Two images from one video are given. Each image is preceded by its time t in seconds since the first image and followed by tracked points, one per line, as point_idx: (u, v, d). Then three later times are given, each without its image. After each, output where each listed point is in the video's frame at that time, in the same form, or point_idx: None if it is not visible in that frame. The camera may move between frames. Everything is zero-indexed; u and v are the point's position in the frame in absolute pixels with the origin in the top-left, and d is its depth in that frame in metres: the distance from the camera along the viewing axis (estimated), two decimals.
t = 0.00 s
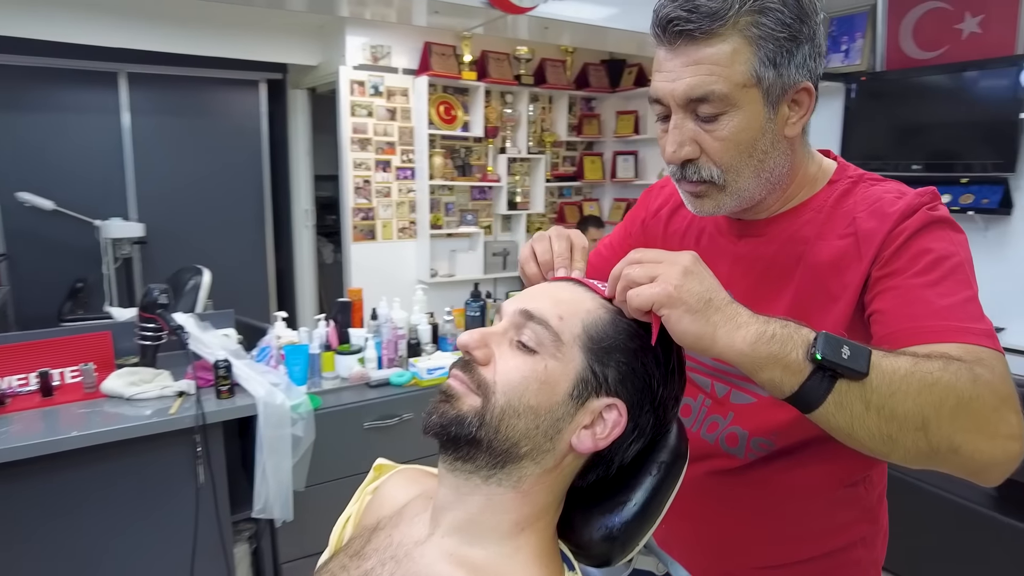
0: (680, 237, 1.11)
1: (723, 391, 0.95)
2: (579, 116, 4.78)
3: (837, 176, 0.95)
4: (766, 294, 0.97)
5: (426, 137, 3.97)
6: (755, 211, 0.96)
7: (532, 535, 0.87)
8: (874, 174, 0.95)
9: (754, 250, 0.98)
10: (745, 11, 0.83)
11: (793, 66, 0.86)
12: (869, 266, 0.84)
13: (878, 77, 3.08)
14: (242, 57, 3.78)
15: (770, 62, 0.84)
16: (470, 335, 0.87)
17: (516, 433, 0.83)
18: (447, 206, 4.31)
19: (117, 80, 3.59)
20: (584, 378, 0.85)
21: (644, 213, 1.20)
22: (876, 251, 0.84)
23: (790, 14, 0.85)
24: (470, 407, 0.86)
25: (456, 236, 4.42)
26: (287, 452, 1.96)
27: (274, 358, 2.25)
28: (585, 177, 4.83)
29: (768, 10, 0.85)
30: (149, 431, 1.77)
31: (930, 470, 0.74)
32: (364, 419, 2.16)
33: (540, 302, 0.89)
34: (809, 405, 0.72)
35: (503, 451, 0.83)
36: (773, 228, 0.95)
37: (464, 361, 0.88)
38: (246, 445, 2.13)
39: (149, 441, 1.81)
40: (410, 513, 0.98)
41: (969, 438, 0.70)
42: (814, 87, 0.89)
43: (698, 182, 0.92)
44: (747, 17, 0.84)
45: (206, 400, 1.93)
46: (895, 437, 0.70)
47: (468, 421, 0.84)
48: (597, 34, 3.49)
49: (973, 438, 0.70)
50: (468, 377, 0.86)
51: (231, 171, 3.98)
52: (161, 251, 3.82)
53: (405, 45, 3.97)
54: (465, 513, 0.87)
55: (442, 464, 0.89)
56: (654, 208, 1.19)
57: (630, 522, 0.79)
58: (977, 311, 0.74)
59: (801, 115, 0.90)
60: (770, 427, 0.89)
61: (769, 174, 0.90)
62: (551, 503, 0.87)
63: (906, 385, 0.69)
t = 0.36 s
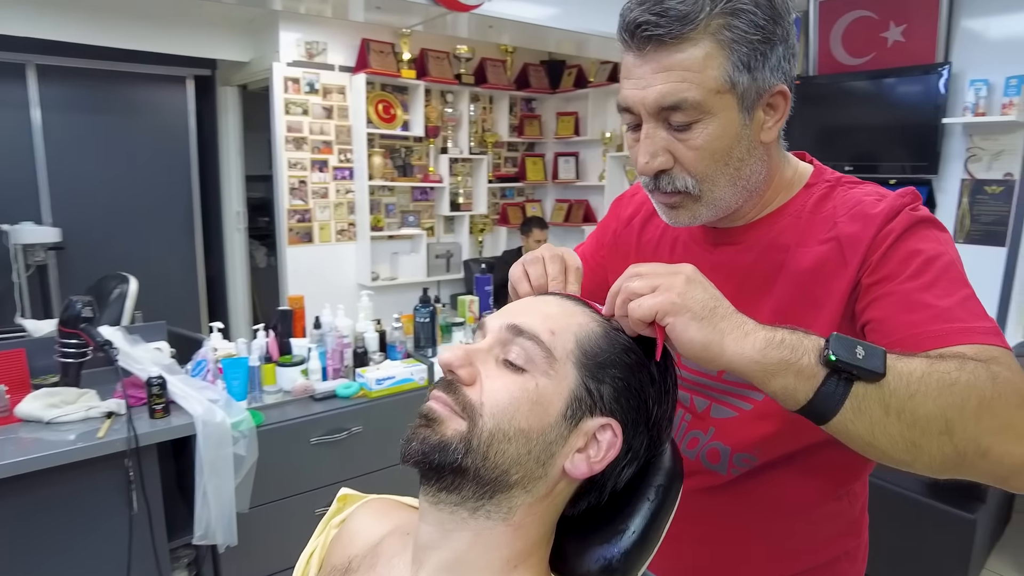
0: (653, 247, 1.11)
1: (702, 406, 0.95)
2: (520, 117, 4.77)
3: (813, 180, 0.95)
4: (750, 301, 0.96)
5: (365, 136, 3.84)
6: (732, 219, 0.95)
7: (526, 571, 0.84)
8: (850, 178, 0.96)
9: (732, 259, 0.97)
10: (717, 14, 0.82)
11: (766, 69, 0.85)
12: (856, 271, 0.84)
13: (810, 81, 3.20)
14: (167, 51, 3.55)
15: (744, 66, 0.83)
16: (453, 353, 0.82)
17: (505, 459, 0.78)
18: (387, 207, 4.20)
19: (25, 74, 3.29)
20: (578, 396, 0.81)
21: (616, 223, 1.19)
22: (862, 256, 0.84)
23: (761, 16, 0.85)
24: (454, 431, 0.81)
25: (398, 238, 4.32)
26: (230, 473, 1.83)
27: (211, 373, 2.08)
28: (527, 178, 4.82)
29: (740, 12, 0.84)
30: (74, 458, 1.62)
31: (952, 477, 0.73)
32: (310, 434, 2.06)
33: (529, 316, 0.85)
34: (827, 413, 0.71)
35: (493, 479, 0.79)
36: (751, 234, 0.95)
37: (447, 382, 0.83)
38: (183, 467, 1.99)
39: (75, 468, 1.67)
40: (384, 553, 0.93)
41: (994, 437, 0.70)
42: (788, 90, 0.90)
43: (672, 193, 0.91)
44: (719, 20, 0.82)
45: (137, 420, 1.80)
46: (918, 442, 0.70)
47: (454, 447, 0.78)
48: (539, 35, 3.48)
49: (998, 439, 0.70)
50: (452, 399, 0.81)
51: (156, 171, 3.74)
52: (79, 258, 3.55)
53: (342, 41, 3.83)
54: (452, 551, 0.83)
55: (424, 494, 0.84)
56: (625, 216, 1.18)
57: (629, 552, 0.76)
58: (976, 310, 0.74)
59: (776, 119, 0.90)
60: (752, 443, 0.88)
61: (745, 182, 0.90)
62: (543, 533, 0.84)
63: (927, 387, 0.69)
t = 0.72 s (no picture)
0: (641, 253, 1.11)
1: (698, 415, 0.96)
2: (482, 117, 4.75)
3: (802, 182, 0.97)
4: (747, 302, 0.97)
5: (325, 136, 3.76)
6: (724, 225, 0.97)
7: None
8: (838, 179, 0.98)
9: (726, 263, 0.98)
10: (701, 23, 0.82)
11: (753, 75, 0.86)
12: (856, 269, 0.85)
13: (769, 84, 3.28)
14: (115, 47, 3.39)
15: (732, 73, 0.83)
16: (468, 366, 0.81)
17: (526, 477, 0.77)
18: (348, 209, 4.13)
19: None
20: (597, 410, 0.81)
21: (602, 229, 1.19)
22: (862, 254, 0.86)
23: (745, 21, 0.85)
24: (470, 447, 0.79)
25: (359, 240, 4.24)
26: (198, 488, 1.76)
27: (174, 383, 2.01)
28: (490, 179, 4.79)
29: (725, 18, 0.84)
30: (29, 479, 1.53)
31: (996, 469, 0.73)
32: (279, 446, 1.98)
33: (545, 328, 0.84)
34: (861, 406, 0.71)
35: (512, 497, 0.78)
36: (742, 239, 0.96)
37: (462, 396, 0.81)
38: (146, 483, 1.90)
39: (29, 489, 1.57)
40: None
41: None
42: (774, 94, 0.90)
43: (664, 206, 0.91)
44: (703, 29, 0.82)
45: (96, 436, 1.71)
46: (956, 434, 0.70)
47: (470, 465, 0.77)
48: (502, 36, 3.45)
49: None
50: (468, 415, 0.79)
51: (104, 172, 3.57)
52: (20, 264, 3.35)
53: (300, 39, 3.74)
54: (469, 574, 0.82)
55: (437, 514, 0.82)
56: (610, 223, 1.19)
57: (648, 568, 0.73)
58: (988, 300, 0.76)
59: (765, 124, 0.91)
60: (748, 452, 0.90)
61: (737, 190, 0.91)
62: (559, 552, 0.83)
63: (958, 376, 0.70)
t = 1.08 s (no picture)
0: (625, 254, 1.12)
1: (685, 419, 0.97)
2: (453, 118, 4.74)
3: (789, 183, 0.99)
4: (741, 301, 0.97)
5: (293, 137, 3.70)
6: (713, 227, 0.98)
7: None
8: (824, 180, 1.00)
9: (717, 264, 0.98)
10: (694, 23, 0.83)
11: (744, 76, 0.87)
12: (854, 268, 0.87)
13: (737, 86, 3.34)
14: (75, 44, 3.27)
15: (724, 75, 0.84)
16: (463, 376, 0.80)
17: (526, 488, 0.77)
18: (318, 210, 4.08)
19: None
20: (595, 417, 0.81)
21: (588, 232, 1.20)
22: (857, 253, 0.87)
23: (736, 21, 0.86)
24: (467, 459, 0.78)
25: (329, 242, 4.19)
26: (169, 499, 1.71)
27: (143, 392, 1.94)
28: (462, 179, 4.76)
29: (716, 19, 0.84)
30: None
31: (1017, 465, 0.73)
32: (253, 453, 1.94)
33: (540, 334, 0.84)
34: (880, 411, 0.72)
35: (512, 509, 0.77)
36: (729, 242, 0.97)
37: (457, 407, 0.80)
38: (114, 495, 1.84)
39: None
40: None
41: None
42: (764, 95, 0.92)
43: (656, 209, 0.92)
44: (695, 29, 0.83)
45: (62, 448, 1.64)
46: (974, 432, 0.71)
47: (469, 477, 0.76)
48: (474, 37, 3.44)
49: None
50: (465, 426, 0.78)
51: (62, 173, 3.43)
52: None
53: (268, 39, 3.68)
54: None
55: (433, 528, 0.81)
56: (594, 224, 1.20)
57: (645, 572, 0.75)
58: (990, 293, 0.77)
59: (755, 125, 0.92)
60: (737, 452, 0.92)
61: (727, 193, 0.92)
62: (557, 560, 0.83)
63: (971, 374, 0.72)
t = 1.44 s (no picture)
0: (624, 251, 1.13)
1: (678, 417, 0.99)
2: (428, 118, 4.72)
3: (790, 183, 1.00)
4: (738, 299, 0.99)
5: (266, 137, 3.65)
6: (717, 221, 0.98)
7: None
8: (822, 181, 1.01)
9: (716, 261, 1.00)
10: (716, 13, 0.83)
11: (760, 70, 0.88)
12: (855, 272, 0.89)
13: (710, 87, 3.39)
14: (41, 41, 3.17)
15: (742, 67, 0.85)
16: (459, 379, 0.79)
17: (522, 490, 0.77)
18: (292, 210, 4.03)
19: None
20: (590, 419, 0.81)
21: (584, 228, 1.21)
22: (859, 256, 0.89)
23: (755, 15, 0.86)
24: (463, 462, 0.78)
25: (303, 243, 4.15)
26: (145, 506, 1.68)
27: (116, 397, 1.89)
28: (438, 180, 4.74)
29: (736, 11, 0.85)
30: None
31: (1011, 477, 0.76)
32: (231, 458, 1.90)
33: (536, 335, 0.84)
34: (879, 430, 0.76)
35: (508, 511, 0.77)
36: (731, 238, 0.98)
37: (452, 409, 0.79)
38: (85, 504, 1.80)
39: None
40: None
41: None
42: (776, 91, 0.93)
43: (665, 199, 0.92)
44: (717, 19, 0.83)
45: (31, 456, 1.59)
46: (968, 447, 0.74)
47: (465, 481, 0.75)
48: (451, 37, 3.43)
49: None
50: (460, 429, 0.78)
51: (27, 174, 3.31)
52: None
53: (240, 37, 3.62)
54: None
55: (426, 531, 0.80)
56: (590, 220, 1.21)
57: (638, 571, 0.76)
58: (984, 304, 0.80)
59: (765, 120, 0.94)
60: (732, 448, 0.93)
61: (736, 185, 0.93)
62: (550, 561, 0.83)
63: (966, 394, 0.74)
